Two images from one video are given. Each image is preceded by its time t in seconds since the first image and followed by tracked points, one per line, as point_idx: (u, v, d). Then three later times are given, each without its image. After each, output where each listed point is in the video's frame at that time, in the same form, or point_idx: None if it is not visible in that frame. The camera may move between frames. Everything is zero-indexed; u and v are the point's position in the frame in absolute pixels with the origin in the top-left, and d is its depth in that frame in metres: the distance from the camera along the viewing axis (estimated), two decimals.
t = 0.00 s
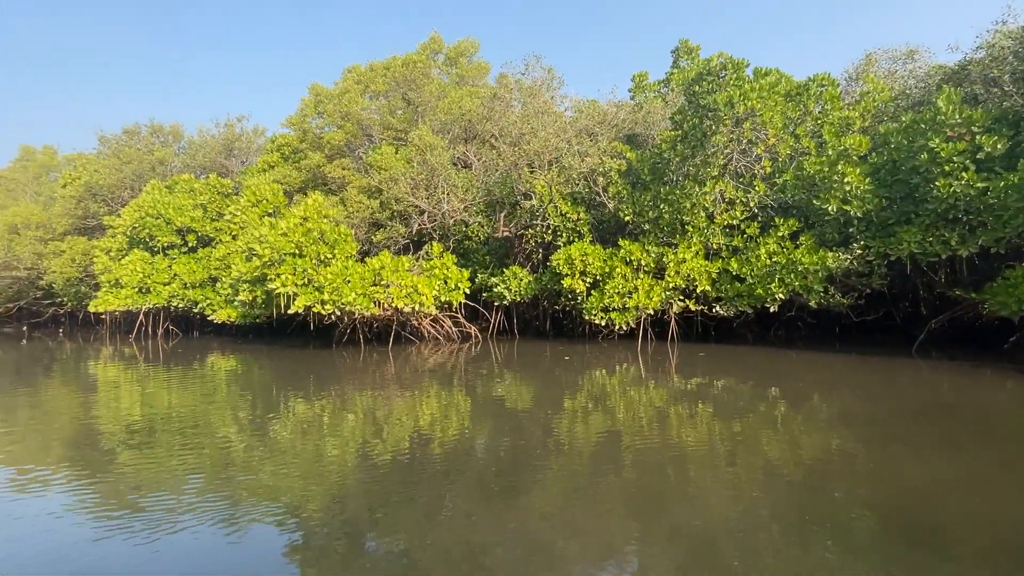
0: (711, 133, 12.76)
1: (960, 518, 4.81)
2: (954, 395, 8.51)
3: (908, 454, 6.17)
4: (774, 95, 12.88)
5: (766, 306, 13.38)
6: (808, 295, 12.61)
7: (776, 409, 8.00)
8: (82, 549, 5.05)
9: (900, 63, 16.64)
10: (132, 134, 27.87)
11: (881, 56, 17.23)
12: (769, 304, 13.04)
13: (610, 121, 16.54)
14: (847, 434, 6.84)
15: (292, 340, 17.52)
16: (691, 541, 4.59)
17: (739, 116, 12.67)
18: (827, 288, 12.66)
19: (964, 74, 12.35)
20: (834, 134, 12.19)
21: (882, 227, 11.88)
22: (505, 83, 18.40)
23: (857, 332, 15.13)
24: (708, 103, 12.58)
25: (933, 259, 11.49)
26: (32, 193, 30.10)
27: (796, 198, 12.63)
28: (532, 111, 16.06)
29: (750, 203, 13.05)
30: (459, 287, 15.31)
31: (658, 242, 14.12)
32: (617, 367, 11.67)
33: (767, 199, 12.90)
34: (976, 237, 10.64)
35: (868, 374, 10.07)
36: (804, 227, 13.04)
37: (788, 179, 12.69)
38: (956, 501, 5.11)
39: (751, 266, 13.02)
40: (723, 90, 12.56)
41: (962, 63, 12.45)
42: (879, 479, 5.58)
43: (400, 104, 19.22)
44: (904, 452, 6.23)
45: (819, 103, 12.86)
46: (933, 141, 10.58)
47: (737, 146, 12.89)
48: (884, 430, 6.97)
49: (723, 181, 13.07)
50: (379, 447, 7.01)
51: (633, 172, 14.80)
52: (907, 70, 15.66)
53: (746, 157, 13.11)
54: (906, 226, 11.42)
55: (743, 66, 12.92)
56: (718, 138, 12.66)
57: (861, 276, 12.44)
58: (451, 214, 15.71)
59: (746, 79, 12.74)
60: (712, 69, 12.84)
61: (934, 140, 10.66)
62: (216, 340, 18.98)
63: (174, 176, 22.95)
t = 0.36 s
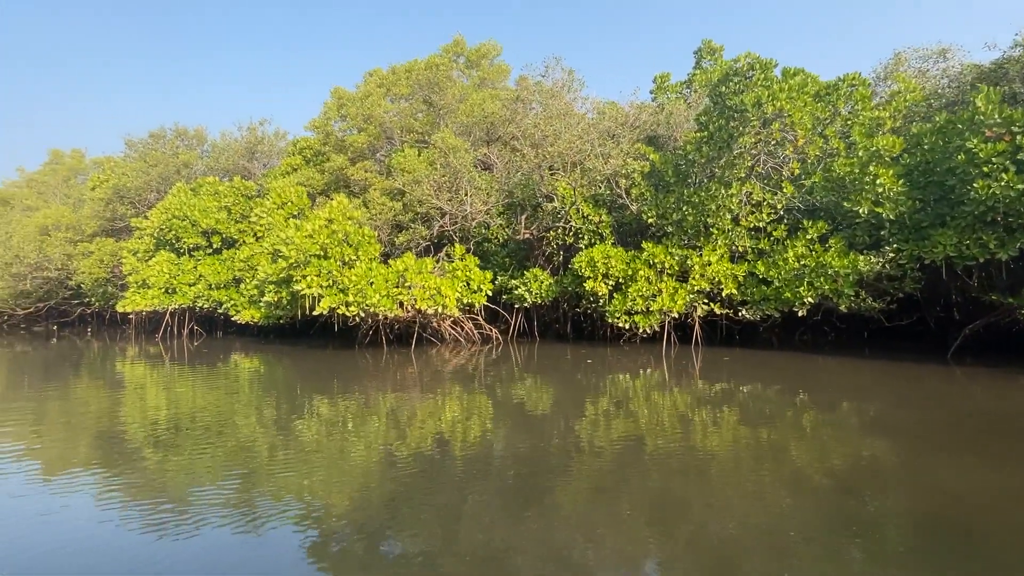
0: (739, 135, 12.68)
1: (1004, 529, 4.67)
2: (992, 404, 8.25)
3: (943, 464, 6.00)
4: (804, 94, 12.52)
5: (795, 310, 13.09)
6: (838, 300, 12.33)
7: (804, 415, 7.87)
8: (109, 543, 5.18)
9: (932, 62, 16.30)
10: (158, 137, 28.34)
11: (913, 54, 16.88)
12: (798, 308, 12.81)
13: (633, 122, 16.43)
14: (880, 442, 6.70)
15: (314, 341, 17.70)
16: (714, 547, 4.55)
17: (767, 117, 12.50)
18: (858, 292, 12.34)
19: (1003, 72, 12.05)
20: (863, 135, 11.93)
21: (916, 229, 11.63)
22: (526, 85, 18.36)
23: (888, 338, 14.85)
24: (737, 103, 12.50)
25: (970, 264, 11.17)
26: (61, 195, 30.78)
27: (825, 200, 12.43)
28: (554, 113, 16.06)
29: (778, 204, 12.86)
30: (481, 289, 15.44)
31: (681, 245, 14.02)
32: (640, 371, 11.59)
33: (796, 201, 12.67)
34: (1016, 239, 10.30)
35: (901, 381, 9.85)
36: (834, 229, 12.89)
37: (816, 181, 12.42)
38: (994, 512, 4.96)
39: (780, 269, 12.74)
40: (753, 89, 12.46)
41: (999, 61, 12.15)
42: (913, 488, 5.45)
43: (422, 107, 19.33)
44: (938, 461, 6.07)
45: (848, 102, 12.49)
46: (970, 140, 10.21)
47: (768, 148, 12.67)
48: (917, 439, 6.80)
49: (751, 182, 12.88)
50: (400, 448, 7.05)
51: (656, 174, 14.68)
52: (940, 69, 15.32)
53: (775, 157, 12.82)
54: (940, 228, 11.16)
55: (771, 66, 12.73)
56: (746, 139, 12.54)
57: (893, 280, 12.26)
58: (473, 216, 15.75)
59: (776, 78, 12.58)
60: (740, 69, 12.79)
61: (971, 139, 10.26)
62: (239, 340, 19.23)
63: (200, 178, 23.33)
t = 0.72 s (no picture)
0: (765, 138, 12.61)
1: None
2: None
3: (981, 475, 5.80)
4: (833, 96, 12.43)
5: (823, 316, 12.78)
6: (869, 305, 11.95)
7: (833, 424, 7.70)
8: (130, 543, 5.22)
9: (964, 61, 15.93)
10: (181, 142, 28.74)
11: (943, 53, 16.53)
12: (826, 314, 12.43)
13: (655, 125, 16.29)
14: (914, 452, 6.52)
15: (334, 344, 17.82)
16: (741, 557, 4.46)
17: (795, 119, 12.41)
18: (889, 297, 11.99)
19: None
20: (893, 137, 11.77)
21: (950, 232, 11.36)
22: (545, 89, 18.30)
23: (919, 344, 14.47)
24: (765, 106, 12.40)
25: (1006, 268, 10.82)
26: (86, 198, 31.36)
27: (854, 204, 12.23)
28: (575, 117, 16.02)
29: (806, 206, 12.61)
30: (502, 293, 15.51)
31: (705, 249, 13.95)
32: (662, 376, 11.50)
33: (824, 205, 12.55)
34: None
35: (935, 390, 9.58)
36: (863, 233, 12.63)
37: (845, 184, 12.25)
38: None
39: (808, 273, 12.42)
40: (779, 91, 12.35)
41: None
42: (948, 499, 5.30)
43: (443, 110, 19.39)
44: (977, 473, 5.88)
45: (878, 104, 12.41)
46: (1009, 142, 9.90)
47: (799, 152, 12.70)
48: (954, 449, 6.57)
49: (778, 186, 12.75)
50: (421, 451, 7.04)
51: (679, 177, 14.55)
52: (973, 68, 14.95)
53: (800, 163, 12.87)
54: (975, 232, 10.89)
55: (798, 67, 12.49)
56: (772, 142, 12.51)
57: (927, 286, 11.92)
58: (496, 219, 15.79)
59: (805, 79, 12.38)
60: (767, 69, 12.71)
61: (1009, 140, 9.99)
62: (260, 343, 19.42)
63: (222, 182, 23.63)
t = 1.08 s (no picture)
0: (792, 139, 12.31)
1: None
2: None
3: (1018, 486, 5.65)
4: (862, 96, 12.41)
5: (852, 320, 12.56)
6: (900, 310, 11.79)
7: (861, 431, 7.57)
8: (150, 543, 5.25)
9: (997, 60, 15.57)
10: (202, 147, 29.10)
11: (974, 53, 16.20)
12: (855, 319, 12.23)
13: (677, 127, 16.17)
14: (948, 460, 6.39)
15: (353, 348, 17.94)
16: (766, 567, 4.37)
17: (822, 120, 12.17)
18: (920, 301, 11.77)
19: None
20: (923, 137, 11.69)
21: (984, 236, 11.08)
22: (565, 92, 18.25)
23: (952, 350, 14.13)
24: (791, 108, 12.06)
25: None
26: (110, 203, 31.90)
27: (882, 206, 12.15)
28: (596, 120, 15.97)
29: (833, 209, 12.42)
30: (523, 296, 15.49)
31: (728, 252, 13.78)
32: (685, 381, 11.41)
33: (852, 207, 12.33)
34: None
35: (969, 397, 9.34)
36: (893, 236, 12.39)
37: (874, 185, 12.10)
38: None
39: (836, 278, 12.20)
40: (805, 93, 12.00)
41: None
42: (983, 509, 5.18)
43: (462, 114, 19.44)
44: (1015, 483, 5.72)
45: (908, 105, 12.29)
46: None
47: (826, 153, 12.36)
48: (990, 458, 6.41)
49: (804, 188, 12.47)
50: (440, 456, 7.02)
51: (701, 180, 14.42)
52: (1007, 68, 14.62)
53: (828, 165, 12.55)
54: (1009, 235, 10.66)
55: (825, 67, 12.22)
56: (800, 144, 12.20)
57: (959, 290, 11.67)
58: (517, 223, 15.74)
59: (833, 80, 12.09)
60: (793, 70, 12.45)
61: None
62: (279, 346, 19.57)
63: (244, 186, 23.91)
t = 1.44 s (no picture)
0: (818, 140, 12.29)
1: None
2: None
3: None
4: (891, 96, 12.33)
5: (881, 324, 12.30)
6: (934, 314, 11.35)
7: (890, 438, 7.42)
8: (170, 545, 5.28)
9: None
10: (221, 152, 29.43)
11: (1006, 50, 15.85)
12: (885, 322, 12.00)
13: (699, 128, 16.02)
14: (983, 470, 6.21)
15: (372, 350, 18.02)
16: None
17: (850, 121, 12.09)
18: (954, 305, 11.40)
19: None
20: (955, 137, 11.33)
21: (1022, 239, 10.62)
22: (583, 94, 18.18)
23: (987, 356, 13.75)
24: (818, 108, 12.09)
25: None
26: (132, 207, 32.38)
27: (912, 208, 11.88)
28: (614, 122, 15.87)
29: (861, 210, 12.32)
30: (543, 299, 15.50)
31: (751, 255, 13.62)
32: (707, 385, 11.29)
33: (880, 209, 12.15)
34: None
35: (1007, 405, 9.03)
36: (924, 237, 12.11)
37: (904, 186, 11.81)
38: None
39: (865, 281, 11.97)
40: (832, 93, 12.00)
41: None
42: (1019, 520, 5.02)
43: (481, 117, 19.45)
44: None
45: (940, 104, 12.00)
46: None
47: (853, 153, 12.28)
48: None
49: (831, 190, 12.37)
50: (460, 459, 7.00)
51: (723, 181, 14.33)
52: None
53: (856, 167, 12.49)
54: None
55: (852, 67, 12.13)
56: (826, 145, 12.16)
57: (995, 293, 11.30)
58: (539, 225, 15.68)
59: (860, 80, 12.08)
60: (819, 70, 12.40)
61: None
62: (298, 348, 19.71)
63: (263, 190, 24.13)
